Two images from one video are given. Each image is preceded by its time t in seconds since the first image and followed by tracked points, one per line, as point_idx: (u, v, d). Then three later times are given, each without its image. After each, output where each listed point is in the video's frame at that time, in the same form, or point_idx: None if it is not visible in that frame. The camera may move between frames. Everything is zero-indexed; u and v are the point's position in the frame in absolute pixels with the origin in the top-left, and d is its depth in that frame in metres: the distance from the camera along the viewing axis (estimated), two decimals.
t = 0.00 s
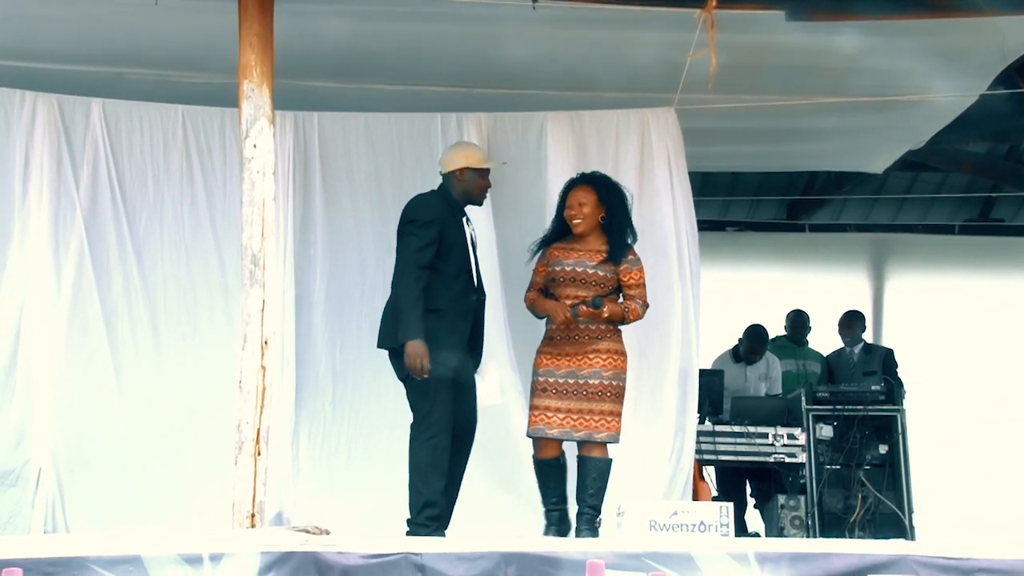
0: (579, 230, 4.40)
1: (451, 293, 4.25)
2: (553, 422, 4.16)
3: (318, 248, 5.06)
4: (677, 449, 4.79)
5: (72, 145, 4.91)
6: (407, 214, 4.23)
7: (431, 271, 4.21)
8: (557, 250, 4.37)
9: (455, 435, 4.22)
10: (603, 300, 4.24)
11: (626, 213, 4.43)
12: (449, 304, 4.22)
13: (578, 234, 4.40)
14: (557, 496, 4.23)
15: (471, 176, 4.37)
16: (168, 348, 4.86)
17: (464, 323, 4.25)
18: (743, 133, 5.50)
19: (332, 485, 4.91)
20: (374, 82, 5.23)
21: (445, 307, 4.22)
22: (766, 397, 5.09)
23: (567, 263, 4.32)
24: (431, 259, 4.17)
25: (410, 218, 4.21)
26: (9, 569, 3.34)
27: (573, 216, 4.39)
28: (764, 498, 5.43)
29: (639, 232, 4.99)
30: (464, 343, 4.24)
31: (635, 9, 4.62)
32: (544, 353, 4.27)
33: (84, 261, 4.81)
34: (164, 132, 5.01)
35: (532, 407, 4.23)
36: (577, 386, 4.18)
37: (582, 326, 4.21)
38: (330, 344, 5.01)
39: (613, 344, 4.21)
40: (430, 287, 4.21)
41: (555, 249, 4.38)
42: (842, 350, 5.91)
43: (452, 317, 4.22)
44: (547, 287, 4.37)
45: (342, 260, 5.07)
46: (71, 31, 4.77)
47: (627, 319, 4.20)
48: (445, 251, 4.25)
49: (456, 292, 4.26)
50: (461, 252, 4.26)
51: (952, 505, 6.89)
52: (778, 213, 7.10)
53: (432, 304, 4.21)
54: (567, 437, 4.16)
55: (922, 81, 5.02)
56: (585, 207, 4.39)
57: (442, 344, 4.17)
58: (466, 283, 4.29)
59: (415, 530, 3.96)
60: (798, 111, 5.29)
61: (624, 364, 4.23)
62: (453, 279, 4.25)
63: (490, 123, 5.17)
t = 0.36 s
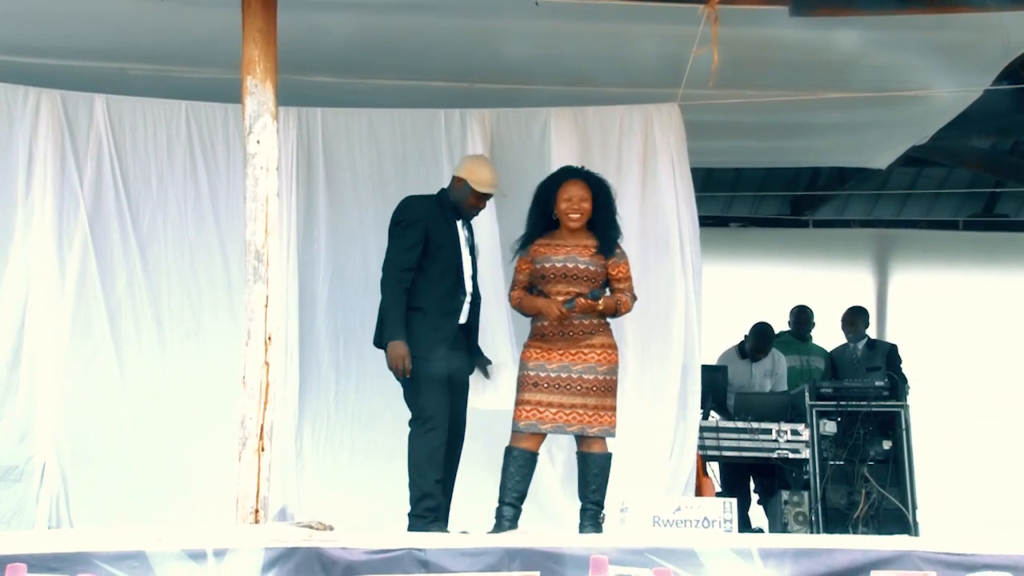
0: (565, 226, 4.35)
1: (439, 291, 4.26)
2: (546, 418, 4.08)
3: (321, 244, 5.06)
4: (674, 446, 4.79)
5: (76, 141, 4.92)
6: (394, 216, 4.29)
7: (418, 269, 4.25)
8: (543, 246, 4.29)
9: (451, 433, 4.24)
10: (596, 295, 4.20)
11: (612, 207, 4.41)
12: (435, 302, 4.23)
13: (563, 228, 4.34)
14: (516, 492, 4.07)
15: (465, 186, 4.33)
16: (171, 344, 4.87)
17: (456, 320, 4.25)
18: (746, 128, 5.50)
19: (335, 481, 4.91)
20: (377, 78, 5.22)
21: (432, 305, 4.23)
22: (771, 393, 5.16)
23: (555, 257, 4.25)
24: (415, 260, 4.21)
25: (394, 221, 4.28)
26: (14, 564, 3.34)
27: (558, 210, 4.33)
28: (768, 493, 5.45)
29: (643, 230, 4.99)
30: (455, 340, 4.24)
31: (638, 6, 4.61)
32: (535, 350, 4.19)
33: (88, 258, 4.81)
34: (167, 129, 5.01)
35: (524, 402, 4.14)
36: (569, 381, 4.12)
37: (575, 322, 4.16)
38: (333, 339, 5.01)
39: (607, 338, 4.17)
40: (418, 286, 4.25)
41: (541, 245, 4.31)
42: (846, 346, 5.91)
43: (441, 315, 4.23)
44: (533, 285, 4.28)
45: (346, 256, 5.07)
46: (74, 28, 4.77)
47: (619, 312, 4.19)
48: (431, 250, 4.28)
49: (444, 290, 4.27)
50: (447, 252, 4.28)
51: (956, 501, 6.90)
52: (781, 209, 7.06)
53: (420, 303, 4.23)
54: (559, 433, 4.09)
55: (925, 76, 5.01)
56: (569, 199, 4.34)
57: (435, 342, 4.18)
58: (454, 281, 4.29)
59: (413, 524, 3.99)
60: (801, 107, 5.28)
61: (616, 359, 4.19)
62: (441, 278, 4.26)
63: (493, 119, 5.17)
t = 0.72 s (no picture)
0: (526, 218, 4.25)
1: (433, 291, 4.34)
2: (537, 413, 4.07)
3: (327, 238, 5.06)
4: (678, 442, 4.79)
5: (82, 136, 4.93)
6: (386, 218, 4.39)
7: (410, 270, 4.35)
8: (512, 240, 4.20)
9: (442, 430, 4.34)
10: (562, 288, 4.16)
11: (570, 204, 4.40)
12: (428, 302, 4.32)
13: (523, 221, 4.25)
14: (511, 489, 4.06)
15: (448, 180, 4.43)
16: (177, 339, 4.88)
17: (450, 318, 4.33)
18: (752, 121, 5.48)
19: (342, 474, 4.92)
20: (382, 72, 5.22)
21: (426, 305, 4.32)
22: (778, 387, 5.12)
23: (528, 252, 4.19)
24: (406, 261, 4.31)
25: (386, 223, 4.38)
26: (23, 558, 3.36)
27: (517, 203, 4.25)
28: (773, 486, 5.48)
29: (647, 223, 4.98)
30: (450, 338, 4.31)
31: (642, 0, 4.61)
32: (514, 343, 4.13)
33: (94, 254, 4.83)
34: (172, 124, 5.02)
35: (510, 397, 4.10)
36: (558, 373, 4.12)
37: (553, 317, 4.15)
38: (339, 334, 5.01)
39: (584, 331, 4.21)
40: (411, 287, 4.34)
41: (502, 239, 4.22)
42: (852, 341, 5.90)
43: (434, 314, 4.31)
44: (502, 280, 4.20)
45: (351, 251, 5.08)
46: (80, 24, 4.78)
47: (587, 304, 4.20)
48: (424, 251, 4.37)
49: (438, 290, 4.35)
50: (439, 252, 4.37)
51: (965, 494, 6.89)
52: (786, 203, 7.02)
53: (413, 304, 4.32)
54: (550, 425, 4.09)
55: (932, 69, 5.00)
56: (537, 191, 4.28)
57: (428, 342, 4.28)
58: (448, 280, 4.37)
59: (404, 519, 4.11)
60: (807, 100, 5.27)
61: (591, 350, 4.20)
62: (433, 278, 4.35)
63: (498, 113, 5.16)
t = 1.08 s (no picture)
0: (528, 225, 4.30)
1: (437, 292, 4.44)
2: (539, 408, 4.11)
3: (343, 234, 5.06)
4: (697, 438, 4.77)
5: (100, 133, 4.94)
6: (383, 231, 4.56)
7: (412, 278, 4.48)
8: (514, 248, 4.25)
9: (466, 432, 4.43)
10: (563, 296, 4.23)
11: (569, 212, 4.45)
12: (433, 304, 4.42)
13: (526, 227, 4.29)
14: (525, 485, 4.06)
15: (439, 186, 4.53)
16: (194, 335, 4.88)
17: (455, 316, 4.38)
18: (768, 116, 5.47)
19: (358, 470, 4.92)
20: (398, 68, 5.21)
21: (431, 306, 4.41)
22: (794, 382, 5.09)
23: (530, 260, 4.24)
24: (406, 268, 4.46)
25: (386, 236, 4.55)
26: (43, 554, 3.37)
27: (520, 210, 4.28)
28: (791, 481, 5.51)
29: (663, 217, 4.98)
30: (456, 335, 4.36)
31: None
32: (515, 340, 4.17)
33: (112, 251, 4.84)
34: (189, 121, 5.03)
35: (514, 391, 4.11)
36: (559, 371, 4.17)
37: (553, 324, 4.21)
38: (355, 329, 5.02)
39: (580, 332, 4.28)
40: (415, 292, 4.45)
41: (504, 246, 4.26)
42: (872, 336, 5.95)
43: (438, 313, 4.39)
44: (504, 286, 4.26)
45: (368, 247, 5.08)
46: (97, 21, 4.79)
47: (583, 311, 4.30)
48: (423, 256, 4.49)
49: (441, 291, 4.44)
50: (435, 254, 4.49)
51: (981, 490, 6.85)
52: (805, 198, 6.89)
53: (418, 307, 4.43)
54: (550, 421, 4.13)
55: (949, 62, 4.97)
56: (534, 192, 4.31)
57: (435, 339, 4.35)
58: (448, 279, 4.46)
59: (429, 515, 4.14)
60: (823, 95, 5.25)
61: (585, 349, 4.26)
62: (434, 280, 4.45)
63: (514, 109, 5.16)
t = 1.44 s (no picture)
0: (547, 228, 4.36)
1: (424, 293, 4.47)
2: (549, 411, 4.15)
3: (347, 232, 5.06)
4: (701, 434, 4.76)
5: (103, 131, 4.94)
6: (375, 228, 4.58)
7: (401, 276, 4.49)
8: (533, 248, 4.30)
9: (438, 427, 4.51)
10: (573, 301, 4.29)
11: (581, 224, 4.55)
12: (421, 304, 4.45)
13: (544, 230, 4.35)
14: (529, 482, 4.05)
15: (438, 183, 4.52)
16: (197, 333, 4.88)
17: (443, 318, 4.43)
18: (771, 114, 5.47)
19: (360, 467, 4.92)
20: (401, 65, 5.20)
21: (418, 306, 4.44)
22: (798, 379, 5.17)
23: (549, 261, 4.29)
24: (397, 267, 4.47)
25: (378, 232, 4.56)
26: (46, 552, 3.37)
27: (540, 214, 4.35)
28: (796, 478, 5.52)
29: (667, 214, 4.98)
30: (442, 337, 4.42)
31: None
32: (528, 341, 4.20)
33: (115, 248, 4.84)
34: (192, 118, 5.03)
35: (525, 392, 4.13)
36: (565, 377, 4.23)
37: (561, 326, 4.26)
38: (359, 327, 5.02)
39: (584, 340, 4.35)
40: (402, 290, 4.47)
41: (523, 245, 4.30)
42: (875, 333, 5.97)
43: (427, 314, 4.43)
44: (517, 283, 4.27)
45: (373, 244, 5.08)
46: (100, 19, 4.79)
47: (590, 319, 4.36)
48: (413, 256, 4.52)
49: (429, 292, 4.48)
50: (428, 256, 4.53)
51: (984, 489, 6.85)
52: (808, 196, 6.89)
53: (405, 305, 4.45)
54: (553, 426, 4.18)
55: (951, 60, 4.97)
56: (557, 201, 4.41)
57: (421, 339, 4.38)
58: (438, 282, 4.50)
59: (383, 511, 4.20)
60: (825, 93, 5.25)
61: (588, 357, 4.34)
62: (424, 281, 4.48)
63: (517, 107, 5.17)
